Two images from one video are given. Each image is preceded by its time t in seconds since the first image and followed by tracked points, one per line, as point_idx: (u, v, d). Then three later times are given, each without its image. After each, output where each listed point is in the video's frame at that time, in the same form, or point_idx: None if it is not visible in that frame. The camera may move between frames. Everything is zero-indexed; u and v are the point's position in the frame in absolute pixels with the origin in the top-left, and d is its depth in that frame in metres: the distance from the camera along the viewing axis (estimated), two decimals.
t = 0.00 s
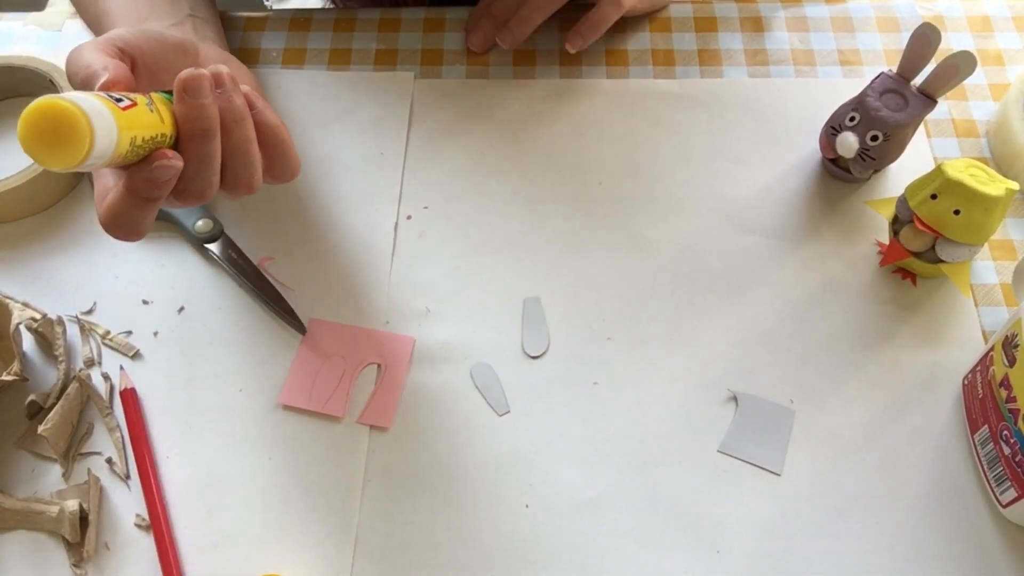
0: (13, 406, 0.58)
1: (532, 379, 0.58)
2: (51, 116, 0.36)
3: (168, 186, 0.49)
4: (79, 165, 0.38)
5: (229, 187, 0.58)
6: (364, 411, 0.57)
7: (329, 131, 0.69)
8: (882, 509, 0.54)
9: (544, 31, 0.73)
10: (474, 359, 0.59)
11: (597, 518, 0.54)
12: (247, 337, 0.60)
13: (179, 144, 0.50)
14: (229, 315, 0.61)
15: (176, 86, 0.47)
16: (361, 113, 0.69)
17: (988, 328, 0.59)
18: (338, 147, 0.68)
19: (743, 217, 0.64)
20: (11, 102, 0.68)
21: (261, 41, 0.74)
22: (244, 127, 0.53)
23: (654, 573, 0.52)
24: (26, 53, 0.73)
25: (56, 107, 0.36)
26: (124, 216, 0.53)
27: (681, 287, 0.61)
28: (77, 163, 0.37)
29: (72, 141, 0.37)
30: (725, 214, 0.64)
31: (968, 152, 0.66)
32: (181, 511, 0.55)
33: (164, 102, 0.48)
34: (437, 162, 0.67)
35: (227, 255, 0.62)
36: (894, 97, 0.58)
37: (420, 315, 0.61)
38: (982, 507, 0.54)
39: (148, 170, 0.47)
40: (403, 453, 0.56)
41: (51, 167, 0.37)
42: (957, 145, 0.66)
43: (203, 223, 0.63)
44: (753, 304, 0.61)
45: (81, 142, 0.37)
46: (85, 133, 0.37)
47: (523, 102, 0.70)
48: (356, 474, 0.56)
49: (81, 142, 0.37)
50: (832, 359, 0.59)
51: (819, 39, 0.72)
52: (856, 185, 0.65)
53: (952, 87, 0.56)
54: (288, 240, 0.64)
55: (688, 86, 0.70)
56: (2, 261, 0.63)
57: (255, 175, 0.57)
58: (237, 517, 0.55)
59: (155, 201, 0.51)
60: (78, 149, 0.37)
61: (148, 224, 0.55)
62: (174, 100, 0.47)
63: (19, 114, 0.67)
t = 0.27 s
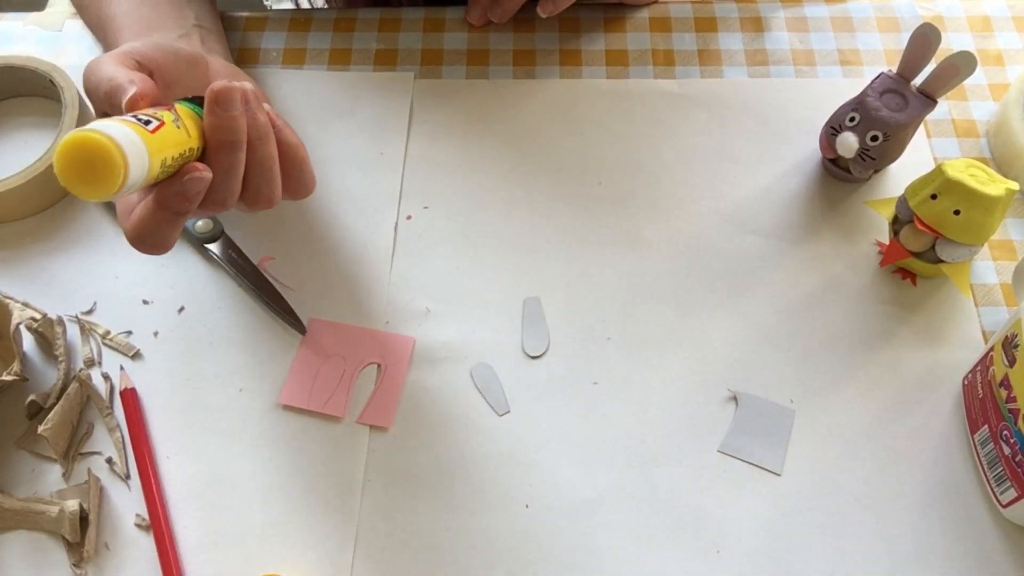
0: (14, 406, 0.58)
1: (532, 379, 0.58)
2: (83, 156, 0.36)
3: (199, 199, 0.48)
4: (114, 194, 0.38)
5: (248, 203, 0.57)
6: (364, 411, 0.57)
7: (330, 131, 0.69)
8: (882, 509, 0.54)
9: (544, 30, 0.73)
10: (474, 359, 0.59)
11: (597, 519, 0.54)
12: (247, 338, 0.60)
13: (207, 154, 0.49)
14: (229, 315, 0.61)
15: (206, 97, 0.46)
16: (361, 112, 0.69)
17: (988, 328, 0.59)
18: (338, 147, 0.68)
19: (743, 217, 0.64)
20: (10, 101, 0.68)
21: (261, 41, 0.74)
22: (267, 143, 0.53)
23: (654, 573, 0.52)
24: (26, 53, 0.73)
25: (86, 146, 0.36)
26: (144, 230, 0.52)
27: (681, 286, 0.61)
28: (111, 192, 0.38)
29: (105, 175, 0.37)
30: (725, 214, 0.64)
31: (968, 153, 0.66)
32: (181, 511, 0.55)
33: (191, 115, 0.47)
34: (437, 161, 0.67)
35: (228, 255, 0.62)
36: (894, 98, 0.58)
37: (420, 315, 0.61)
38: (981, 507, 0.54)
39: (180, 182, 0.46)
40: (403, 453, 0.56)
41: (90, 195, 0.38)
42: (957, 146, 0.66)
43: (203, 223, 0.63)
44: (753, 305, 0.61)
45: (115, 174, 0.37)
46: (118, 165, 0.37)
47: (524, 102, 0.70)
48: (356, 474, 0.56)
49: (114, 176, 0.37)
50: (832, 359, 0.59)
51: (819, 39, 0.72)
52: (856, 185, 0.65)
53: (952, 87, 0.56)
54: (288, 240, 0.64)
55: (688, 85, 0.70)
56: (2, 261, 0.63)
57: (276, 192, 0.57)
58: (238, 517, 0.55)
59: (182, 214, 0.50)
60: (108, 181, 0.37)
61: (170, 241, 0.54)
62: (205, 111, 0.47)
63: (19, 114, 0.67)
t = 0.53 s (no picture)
0: (14, 406, 0.58)
1: (532, 380, 0.58)
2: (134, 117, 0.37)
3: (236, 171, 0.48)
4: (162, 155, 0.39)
5: (277, 179, 0.57)
6: (364, 411, 0.57)
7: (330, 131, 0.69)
8: (882, 509, 0.54)
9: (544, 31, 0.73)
10: (474, 359, 0.59)
11: (597, 519, 0.54)
12: (247, 338, 0.60)
13: (241, 128, 0.49)
14: (229, 314, 0.61)
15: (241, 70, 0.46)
16: (361, 113, 0.69)
17: (988, 328, 0.59)
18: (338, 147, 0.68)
19: (743, 217, 0.64)
20: (10, 102, 0.68)
21: (261, 41, 0.74)
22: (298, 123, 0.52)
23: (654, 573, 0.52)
24: (26, 53, 0.73)
25: (139, 109, 0.37)
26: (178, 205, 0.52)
27: (681, 286, 0.61)
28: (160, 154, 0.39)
29: (154, 138, 0.38)
30: (725, 214, 0.64)
31: (968, 152, 0.66)
32: (180, 511, 0.55)
33: (226, 87, 0.47)
34: (438, 162, 0.67)
35: (228, 255, 0.62)
36: (894, 97, 0.58)
37: (420, 315, 0.61)
38: (981, 507, 0.54)
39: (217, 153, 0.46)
40: (403, 453, 0.56)
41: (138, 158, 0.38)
42: (957, 145, 0.66)
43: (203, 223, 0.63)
44: (753, 304, 0.61)
45: (164, 137, 0.38)
46: (165, 126, 0.38)
47: (524, 102, 0.70)
48: (356, 474, 0.55)
49: (164, 138, 0.38)
50: (832, 359, 0.59)
51: (819, 39, 0.72)
52: (856, 185, 0.65)
53: (952, 87, 0.56)
54: (288, 240, 0.64)
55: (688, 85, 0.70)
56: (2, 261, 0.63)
57: (304, 169, 0.57)
58: (237, 517, 0.55)
59: (217, 190, 0.50)
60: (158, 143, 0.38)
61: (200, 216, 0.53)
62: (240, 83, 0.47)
63: (19, 114, 0.67)
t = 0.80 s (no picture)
0: (14, 406, 0.58)
1: (532, 380, 0.58)
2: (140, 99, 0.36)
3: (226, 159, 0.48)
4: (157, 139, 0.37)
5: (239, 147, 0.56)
6: (364, 411, 0.57)
7: (330, 131, 0.69)
8: (882, 509, 0.54)
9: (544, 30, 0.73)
10: (474, 359, 0.59)
11: (597, 519, 0.54)
12: (247, 338, 0.60)
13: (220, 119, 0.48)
14: (229, 314, 0.61)
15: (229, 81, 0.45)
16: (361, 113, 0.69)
17: (988, 328, 0.59)
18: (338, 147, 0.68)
19: (743, 218, 0.64)
20: (10, 102, 0.68)
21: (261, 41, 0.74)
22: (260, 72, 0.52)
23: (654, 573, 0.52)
24: (26, 53, 0.73)
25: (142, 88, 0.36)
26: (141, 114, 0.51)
27: (681, 286, 0.61)
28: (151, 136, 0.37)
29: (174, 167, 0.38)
30: (725, 214, 0.64)
31: (968, 153, 0.66)
32: (180, 511, 0.55)
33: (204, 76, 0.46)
34: (438, 162, 0.67)
35: (228, 255, 0.62)
36: (893, 97, 0.58)
37: (420, 315, 0.61)
38: (981, 506, 0.54)
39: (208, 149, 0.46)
40: (403, 453, 0.56)
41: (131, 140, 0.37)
42: (957, 146, 0.66)
43: (203, 222, 0.63)
44: (754, 304, 0.61)
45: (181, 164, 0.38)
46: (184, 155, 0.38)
47: (524, 102, 0.70)
48: (357, 474, 0.55)
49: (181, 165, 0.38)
50: (831, 359, 0.59)
51: (819, 39, 0.72)
52: (856, 185, 0.65)
53: (952, 87, 0.56)
54: (288, 240, 0.64)
55: (688, 86, 0.70)
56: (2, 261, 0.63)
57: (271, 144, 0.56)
58: (237, 517, 0.55)
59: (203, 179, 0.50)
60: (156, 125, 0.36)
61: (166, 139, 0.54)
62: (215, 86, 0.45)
63: (19, 114, 0.67)
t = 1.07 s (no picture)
0: (14, 406, 0.58)
1: (532, 380, 0.58)
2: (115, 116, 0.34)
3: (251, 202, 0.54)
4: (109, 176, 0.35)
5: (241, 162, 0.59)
6: (364, 411, 0.57)
7: (329, 132, 0.69)
8: (882, 509, 0.54)
9: (544, 30, 0.73)
10: (474, 359, 0.59)
11: (598, 519, 0.54)
12: (247, 338, 0.60)
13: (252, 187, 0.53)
14: (229, 314, 0.61)
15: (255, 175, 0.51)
16: (362, 113, 0.69)
17: (988, 328, 0.59)
18: (338, 148, 0.68)
19: (743, 218, 0.64)
20: (10, 102, 0.68)
21: (261, 40, 0.74)
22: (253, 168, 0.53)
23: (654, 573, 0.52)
24: (27, 53, 0.73)
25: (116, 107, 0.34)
26: (90, 172, 0.48)
27: (681, 286, 0.61)
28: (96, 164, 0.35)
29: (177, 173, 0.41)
30: (725, 214, 0.64)
31: (968, 153, 0.66)
32: (180, 511, 0.55)
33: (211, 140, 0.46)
34: (438, 162, 0.67)
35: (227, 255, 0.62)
36: (893, 97, 0.58)
37: (420, 315, 0.61)
38: (981, 506, 0.54)
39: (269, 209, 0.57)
40: (403, 453, 0.56)
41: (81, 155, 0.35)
42: (957, 146, 0.66)
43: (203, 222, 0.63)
44: (754, 304, 0.61)
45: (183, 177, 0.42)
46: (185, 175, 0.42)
47: (524, 102, 0.70)
48: (357, 474, 0.55)
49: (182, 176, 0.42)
50: (831, 360, 0.59)
51: (819, 39, 0.72)
52: (856, 185, 0.65)
53: (952, 87, 0.56)
54: (288, 239, 0.64)
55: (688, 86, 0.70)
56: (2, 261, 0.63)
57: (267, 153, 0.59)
58: (237, 517, 0.55)
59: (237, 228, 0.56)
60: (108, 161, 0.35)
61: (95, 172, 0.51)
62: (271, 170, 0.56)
63: (19, 114, 0.67)
